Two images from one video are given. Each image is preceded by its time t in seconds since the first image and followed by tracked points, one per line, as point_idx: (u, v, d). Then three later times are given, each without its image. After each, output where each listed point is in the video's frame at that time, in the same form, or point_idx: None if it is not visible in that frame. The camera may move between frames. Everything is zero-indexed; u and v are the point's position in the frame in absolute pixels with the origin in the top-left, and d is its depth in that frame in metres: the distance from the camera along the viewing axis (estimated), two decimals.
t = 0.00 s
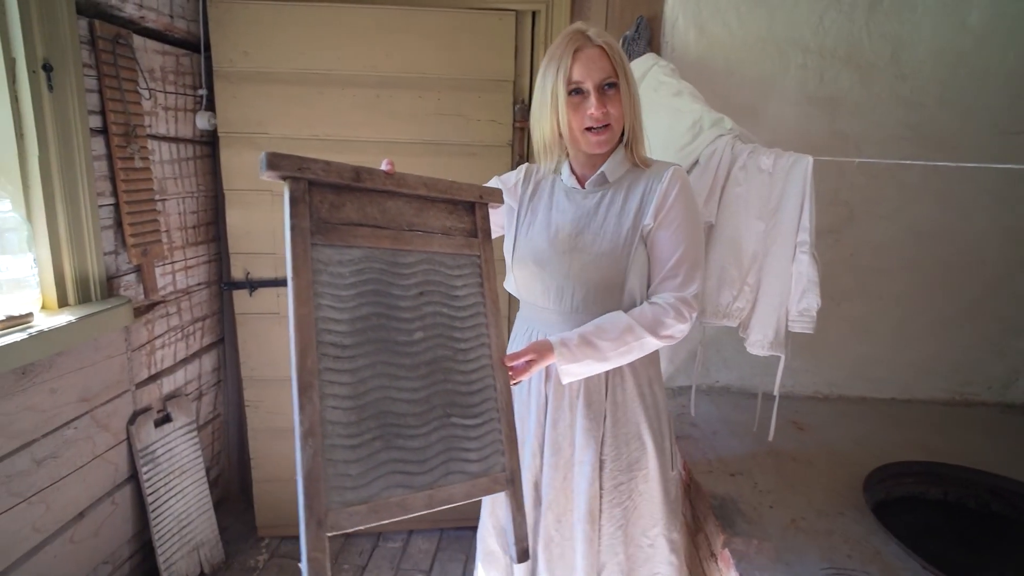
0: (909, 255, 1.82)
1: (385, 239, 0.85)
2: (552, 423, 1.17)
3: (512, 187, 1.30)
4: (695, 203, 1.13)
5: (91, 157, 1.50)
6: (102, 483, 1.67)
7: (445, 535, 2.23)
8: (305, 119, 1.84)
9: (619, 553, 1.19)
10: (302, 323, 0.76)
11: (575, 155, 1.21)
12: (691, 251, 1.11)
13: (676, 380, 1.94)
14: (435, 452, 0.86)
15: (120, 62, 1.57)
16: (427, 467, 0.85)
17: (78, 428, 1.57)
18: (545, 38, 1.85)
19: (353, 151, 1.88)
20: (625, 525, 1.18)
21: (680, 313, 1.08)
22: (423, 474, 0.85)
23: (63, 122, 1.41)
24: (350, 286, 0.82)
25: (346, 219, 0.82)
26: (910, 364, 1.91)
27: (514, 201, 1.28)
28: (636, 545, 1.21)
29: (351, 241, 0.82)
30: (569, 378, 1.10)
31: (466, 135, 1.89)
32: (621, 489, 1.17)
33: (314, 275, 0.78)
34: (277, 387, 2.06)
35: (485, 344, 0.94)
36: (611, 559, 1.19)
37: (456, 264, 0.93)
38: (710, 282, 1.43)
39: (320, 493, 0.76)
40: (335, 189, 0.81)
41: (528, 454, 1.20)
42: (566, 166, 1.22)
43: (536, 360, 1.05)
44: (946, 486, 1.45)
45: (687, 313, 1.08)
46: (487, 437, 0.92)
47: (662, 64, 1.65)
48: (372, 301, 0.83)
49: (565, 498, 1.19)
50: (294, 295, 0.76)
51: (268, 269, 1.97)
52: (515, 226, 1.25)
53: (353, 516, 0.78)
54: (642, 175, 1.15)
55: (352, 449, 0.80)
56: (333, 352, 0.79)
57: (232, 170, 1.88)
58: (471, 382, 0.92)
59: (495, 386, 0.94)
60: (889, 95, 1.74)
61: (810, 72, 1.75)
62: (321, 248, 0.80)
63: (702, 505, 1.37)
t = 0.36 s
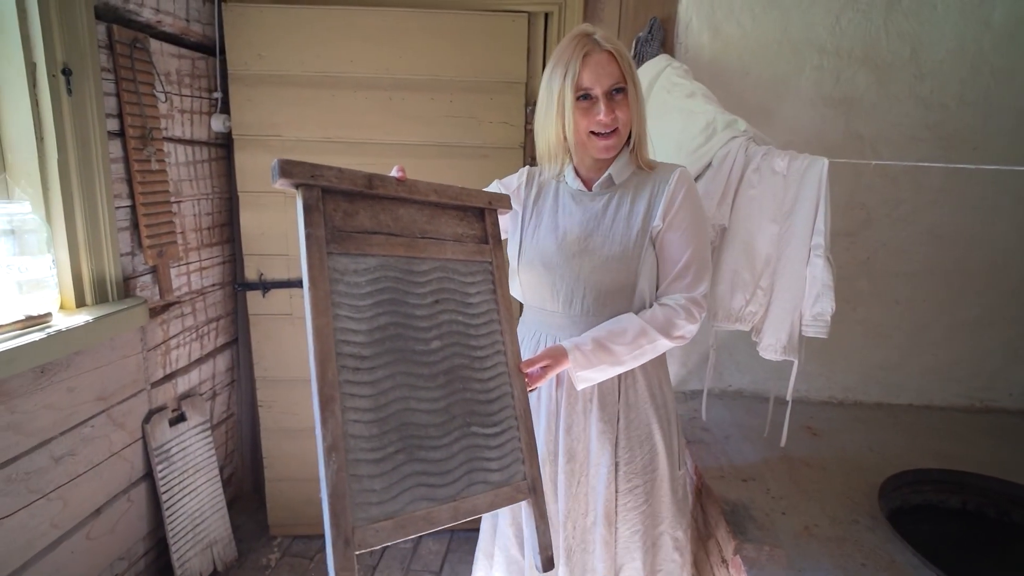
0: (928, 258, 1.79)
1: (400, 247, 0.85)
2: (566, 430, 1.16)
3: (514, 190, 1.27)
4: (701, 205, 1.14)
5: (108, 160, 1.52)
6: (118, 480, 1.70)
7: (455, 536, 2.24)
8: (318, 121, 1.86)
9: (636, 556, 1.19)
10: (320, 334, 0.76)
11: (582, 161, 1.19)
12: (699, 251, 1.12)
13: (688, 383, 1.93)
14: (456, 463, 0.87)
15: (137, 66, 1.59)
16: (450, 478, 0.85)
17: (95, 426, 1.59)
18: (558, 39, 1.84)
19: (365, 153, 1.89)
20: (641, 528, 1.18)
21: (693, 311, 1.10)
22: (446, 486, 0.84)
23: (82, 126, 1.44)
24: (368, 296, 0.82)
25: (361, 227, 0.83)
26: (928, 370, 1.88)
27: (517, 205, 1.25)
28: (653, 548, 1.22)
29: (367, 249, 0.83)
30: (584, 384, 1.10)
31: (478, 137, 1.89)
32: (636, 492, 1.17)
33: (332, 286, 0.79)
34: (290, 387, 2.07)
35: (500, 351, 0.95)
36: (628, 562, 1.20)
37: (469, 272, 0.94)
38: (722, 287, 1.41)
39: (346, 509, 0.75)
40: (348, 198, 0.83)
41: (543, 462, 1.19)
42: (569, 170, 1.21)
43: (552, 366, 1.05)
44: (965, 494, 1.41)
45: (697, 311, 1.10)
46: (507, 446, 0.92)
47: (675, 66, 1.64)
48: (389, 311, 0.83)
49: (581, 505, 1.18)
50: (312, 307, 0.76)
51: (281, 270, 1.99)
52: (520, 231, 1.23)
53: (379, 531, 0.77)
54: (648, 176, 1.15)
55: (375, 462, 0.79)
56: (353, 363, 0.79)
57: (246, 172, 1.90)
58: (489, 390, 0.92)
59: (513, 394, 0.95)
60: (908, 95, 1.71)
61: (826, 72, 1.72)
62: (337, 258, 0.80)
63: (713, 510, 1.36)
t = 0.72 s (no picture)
0: (932, 260, 1.79)
1: (395, 250, 0.86)
2: (560, 430, 1.19)
3: (521, 190, 1.28)
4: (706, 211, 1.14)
5: (116, 162, 1.54)
6: (125, 478, 1.72)
7: (458, 536, 2.24)
8: (323, 123, 1.87)
9: (629, 561, 1.21)
10: (313, 335, 0.77)
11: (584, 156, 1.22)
12: (701, 260, 1.12)
13: (691, 384, 1.93)
14: (451, 468, 0.87)
15: (144, 68, 1.61)
16: (444, 484, 0.85)
17: (102, 425, 1.61)
18: (562, 41, 1.85)
19: (369, 154, 1.90)
20: (634, 533, 1.20)
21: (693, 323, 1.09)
22: (440, 491, 0.85)
23: (90, 128, 1.45)
24: (362, 299, 0.83)
25: (356, 230, 0.84)
26: (932, 372, 1.87)
27: (524, 204, 1.27)
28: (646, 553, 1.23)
29: (361, 252, 0.84)
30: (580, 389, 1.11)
31: (481, 139, 1.90)
32: (630, 498, 1.18)
33: (326, 288, 0.80)
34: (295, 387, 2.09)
35: (496, 356, 0.96)
36: (620, 565, 1.21)
37: (465, 276, 0.95)
38: (723, 288, 1.41)
39: (337, 513, 0.75)
40: (344, 201, 0.84)
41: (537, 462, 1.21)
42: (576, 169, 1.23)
43: (548, 371, 1.05)
44: (969, 497, 1.41)
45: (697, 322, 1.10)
46: (503, 451, 0.93)
47: (678, 68, 1.64)
48: (383, 314, 0.84)
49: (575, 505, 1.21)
50: (305, 307, 0.76)
51: (286, 270, 2.00)
52: (525, 231, 1.24)
53: (371, 536, 0.77)
54: (653, 182, 1.15)
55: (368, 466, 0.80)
56: (346, 366, 0.79)
57: (252, 174, 1.92)
58: (485, 395, 0.93)
59: (508, 399, 0.95)
60: (912, 97, 1.71)
61: (830, 74, 1.72)
62: (331, 260, 0.81)
63: (714, 511, 1.36)
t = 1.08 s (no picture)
0: (930, 261, 1.79)
1: (372, 225, 0.89)
2: (527, 421, 1.22)
3: (546, 181, 1.31)
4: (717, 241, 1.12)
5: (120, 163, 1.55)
6: (127, 477, 1.74)
7: (458, 536, 2.26)
8: (324, 125, 1.89)
9: (579, 568, 1.21)
10: (280, 299, 0.80)
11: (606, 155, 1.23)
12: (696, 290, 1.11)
13: (690, 385, 1.92)
14: (407, 438, 0.91)
15: (147, 71, 1.63)
16: (398, 453, 0.89)
17: (105, 424, 1.63)
18: (561, 43, 1.86)
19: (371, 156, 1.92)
20: (587, 540, 1.20)
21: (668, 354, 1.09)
22: (392, 459, 0.89)
23: (94, 130, 1.47)
24: (333, 268, 0.86)
25: (334, 202, 0.87)
26: (930, 372, 1.88)
27: (543, 198, 1.29)
28: (600, 562, 1.24)
29: (337, 224, 0.86)
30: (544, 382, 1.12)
31: (482, 141, 1.91)
32: (586, 505, 1.19)
33: (298, 255, 0.82)
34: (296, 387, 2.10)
35: (465, 334, 0.99)
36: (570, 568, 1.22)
37: (442, 256, 0.97)
38: (721, 288, 1.41)
39: (285, 468, 0.79)
40: (324, 173, 0.86)
41: (503, 448, 1.25)
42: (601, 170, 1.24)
43: (517, 358, 1.06)
44: (965, 497, 1.41)
45: (673, 353, 1.09)
46: (462, 427, 0.97)
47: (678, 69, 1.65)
48: (354, 284, 0.87)
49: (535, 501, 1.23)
50: (275, 271, 0.79)
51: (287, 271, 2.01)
52: (539, 220, 1.27)
53: (318, 494, 0.82)
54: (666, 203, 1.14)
55: (323, 427, 0.84)
56: (310, 330, 0.83)
57: (254, 175, 1.93)
58: (449, 371, 0.96)
59: (473, 377, 0.99)
60: (910, 99, 1.72)
61: (828, 75, 1.73)
62: (306, 228, 0.84)
63: (711, 511, 1.37)
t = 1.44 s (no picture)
0: (928, 263, 1.81)
1: (370, 215, 0.92)
2: (517, 412, 1.25)
3: (563, 181, 1.34)
4: (717, 257, 1.12)
5: (126, 166, 1.58)
6: (132, 475, 1.76)
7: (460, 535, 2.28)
8: (328, 127, 1.91)
9: (550, 565, 1.21)
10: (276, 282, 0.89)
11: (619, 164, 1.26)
12: (688, 304, 1.11)
13: (689, 386, 1.93)
14: (385, 417, 0.97)
15: (154, 75, 1.65)
16: (375, 430, 0.97)
17: (111, 423, 1.65)
18: (562, 47, 1.88)
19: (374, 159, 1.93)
20: (561, 539, 1.21)
21: (655, 365, 1.09)
22: (368, 435, 0.97)
23: (101, 133, 1.50)
24: (329, 255, 0.92)
25: (336, 191, 0.92)
26: (928, 374, 1.89)
27: (557, 197, 1.32)
28: (575, 565, 1.23)
29: (337, 212, 0.91)
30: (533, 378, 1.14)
31: (483, 144, 1.93)
32: (563, 504, 1.20)
33: (296, 242, 0.90)
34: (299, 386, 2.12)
35: (457, 325, 1.00)
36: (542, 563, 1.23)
37: (443, 247, 0.98)
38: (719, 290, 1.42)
39: (266, 432, 0.92)
40: (330, 163, 0.91)
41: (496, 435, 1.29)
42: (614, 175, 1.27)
43: (506, 352, 1.08)
44: (962, 498, 1.42)
45: (660, 365, 1.09)
46: (443, 414, 1.00)
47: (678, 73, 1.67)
48: (348, 271, 0.93)
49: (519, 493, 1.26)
50: (272, 259, 0.88)
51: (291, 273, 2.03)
52: (551, 218, 1.30)
53: (296, 457, 0.94)
54: (669, 214, 1.14)
55: (307, 398, 0.94)
56: (302, 312, 0.92)
57: (258, 177, 1.95)
58: (437, 358, 0.99)
59: (459, 366, 1.01)
60: (909, 102, 1.73)
61: (826, 79, 1.75)
62: (307, 217, 0.90)
63: (709, 510, 1.39)
